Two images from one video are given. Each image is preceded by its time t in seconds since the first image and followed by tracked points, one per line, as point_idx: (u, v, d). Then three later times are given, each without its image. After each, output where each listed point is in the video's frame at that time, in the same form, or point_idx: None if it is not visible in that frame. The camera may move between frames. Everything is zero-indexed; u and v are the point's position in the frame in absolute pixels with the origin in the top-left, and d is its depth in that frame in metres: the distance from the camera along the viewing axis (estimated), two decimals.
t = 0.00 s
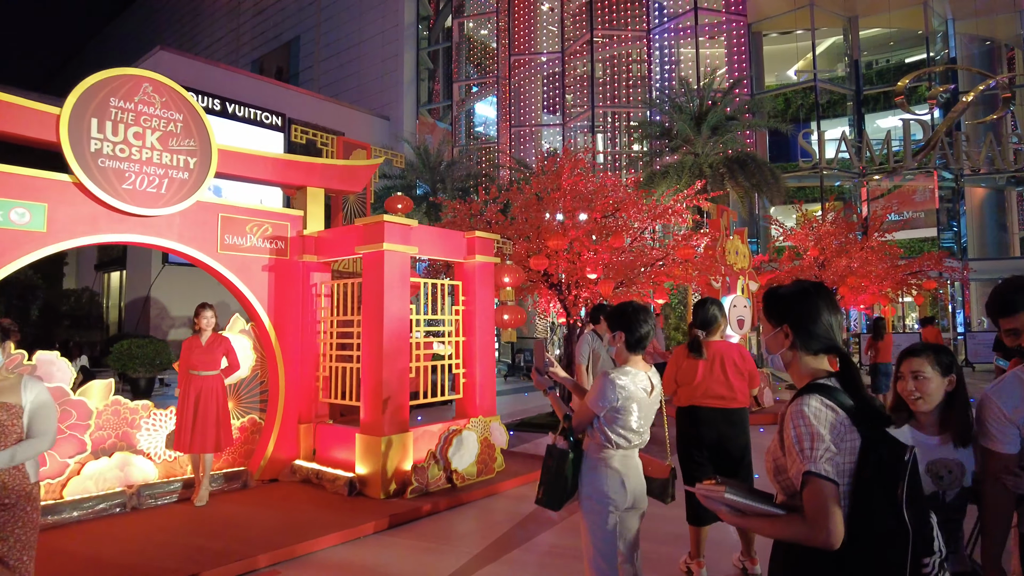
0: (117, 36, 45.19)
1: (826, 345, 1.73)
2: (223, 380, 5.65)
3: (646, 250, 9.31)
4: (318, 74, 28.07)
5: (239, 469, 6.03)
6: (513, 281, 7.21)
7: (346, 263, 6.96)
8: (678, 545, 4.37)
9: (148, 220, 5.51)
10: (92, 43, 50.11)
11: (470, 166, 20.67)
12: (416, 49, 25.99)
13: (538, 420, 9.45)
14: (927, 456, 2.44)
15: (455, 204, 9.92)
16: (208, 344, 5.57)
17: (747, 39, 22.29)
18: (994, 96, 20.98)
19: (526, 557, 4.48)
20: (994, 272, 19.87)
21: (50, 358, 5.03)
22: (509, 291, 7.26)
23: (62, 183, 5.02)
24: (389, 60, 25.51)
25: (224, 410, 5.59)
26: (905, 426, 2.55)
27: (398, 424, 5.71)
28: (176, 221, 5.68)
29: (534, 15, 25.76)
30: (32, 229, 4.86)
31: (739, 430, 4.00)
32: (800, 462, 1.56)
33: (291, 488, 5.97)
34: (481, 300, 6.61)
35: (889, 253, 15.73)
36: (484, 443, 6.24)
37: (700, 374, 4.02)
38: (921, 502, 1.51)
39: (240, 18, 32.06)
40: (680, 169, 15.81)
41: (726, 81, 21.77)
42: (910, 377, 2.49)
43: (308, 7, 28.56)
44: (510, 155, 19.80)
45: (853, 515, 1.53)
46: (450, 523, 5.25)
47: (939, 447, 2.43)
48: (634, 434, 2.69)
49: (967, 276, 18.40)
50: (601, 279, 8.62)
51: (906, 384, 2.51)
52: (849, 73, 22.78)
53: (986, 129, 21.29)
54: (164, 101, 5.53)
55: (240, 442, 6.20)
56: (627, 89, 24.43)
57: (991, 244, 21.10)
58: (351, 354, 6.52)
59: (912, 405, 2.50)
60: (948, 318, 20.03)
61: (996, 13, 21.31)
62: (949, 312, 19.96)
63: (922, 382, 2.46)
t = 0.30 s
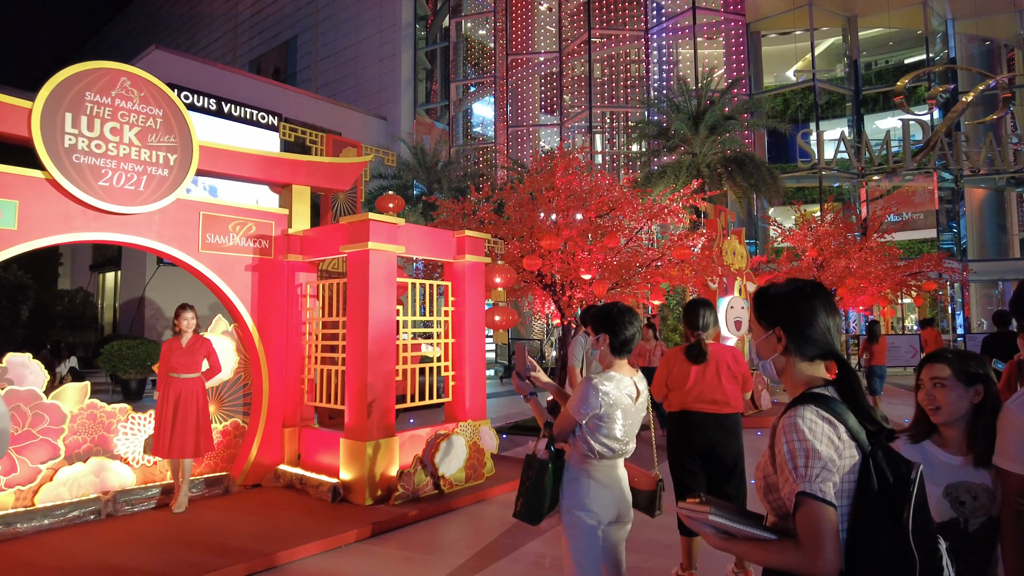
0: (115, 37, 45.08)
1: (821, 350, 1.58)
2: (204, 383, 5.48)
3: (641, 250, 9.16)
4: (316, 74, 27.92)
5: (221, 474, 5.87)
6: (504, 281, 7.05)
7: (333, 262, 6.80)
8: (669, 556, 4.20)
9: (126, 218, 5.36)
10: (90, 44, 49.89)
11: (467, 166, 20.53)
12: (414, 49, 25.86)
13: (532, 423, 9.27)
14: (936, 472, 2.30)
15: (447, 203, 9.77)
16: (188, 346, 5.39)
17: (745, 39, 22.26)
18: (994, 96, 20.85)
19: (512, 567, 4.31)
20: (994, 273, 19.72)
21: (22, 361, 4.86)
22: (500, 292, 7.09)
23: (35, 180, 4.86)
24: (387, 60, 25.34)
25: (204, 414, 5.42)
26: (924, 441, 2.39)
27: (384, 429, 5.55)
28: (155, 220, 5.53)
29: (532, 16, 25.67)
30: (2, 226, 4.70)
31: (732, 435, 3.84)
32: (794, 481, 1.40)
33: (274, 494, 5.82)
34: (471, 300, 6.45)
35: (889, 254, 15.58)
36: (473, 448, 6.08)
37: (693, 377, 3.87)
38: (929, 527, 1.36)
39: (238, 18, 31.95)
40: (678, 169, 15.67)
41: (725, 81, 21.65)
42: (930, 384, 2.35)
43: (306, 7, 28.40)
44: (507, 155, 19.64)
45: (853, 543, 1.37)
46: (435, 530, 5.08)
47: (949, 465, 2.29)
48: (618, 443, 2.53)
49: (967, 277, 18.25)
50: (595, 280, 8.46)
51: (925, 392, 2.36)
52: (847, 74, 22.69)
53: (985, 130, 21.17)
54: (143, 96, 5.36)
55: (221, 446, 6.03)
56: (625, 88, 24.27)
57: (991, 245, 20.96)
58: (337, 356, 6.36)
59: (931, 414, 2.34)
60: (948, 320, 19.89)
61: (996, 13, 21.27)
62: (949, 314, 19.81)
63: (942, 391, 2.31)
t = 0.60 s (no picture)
0: (109, 36, 44.89)
1: (820, 356, 1.45)
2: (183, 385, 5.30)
3: (636, 250, 9.01)
4: (312, 73, 27.73)
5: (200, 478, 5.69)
6: (495, 281, 6.88)
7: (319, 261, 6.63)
8: (661, 567, 4.04)
9: (101, 214, 5.18)
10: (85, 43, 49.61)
11: (461, 165, 20.38)
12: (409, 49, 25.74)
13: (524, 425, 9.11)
14: (978, 496, 2.12)
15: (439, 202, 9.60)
16: (165, 347, 5.20)
17: (742, 39, 22.12)
18: (991, 97, 20.76)
19: None
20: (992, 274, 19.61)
21: None
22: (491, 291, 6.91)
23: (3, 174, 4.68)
24: (382, 59, 25.15)
25: (182, 418, 5.23)
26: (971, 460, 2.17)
27: (368, 432, 5.38)
28: (131, 216, 5.35)
29: (528, 15, 25.52)
30: None
31: (725, 440, 3.71)
32: (788, 504, 1.27)
33: (255, 499, 5.65)
34: (460, 300, 6.28)
35: (886, 255, 15.45)
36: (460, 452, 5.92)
37: (689, 379, 3.71)
38: (943, 555, 1.22)
39: (234, 16, 31.72)
40: (674, 168, 15.54)
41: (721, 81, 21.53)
42: (981, 397, 2.12)
43: (302, 5, 28.19)
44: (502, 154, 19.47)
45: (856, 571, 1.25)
46: (419, 539, 4.90)
47: (998, 490, 2.10)
48: (603, 452, 2.36)
49: (964, 278, 18.14)
50: (588, 280, 8.30)
51: (978, 405, 2.14)
52: (845, 74, 22.59)
53: (982, 131, 21.09)
54: (119, 88, 5.17)
55: (201, 450, 5.85)
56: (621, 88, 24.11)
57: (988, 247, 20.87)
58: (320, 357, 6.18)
59: (980, 430, 2.12)
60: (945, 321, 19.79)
61: (994, 13, 21.01)
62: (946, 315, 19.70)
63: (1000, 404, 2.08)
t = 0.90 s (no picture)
0: (99, 35, 44.48)
1: (794, 362, 1.36)
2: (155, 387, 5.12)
3: (625, 249, 8.88)
4: (304, 72, 27.51)
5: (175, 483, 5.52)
6: (481, 281, 6.73)
7: (300, 260, 6.47)
8: None
9: (71, 211, 4.99)
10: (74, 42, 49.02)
11: (453, 164, 20.23)
12: (401, 48, 25.57)
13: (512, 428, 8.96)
14: (1019, 522, 1.68)
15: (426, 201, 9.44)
16: (137, 348, 5.03)
17: (735, 39, 22.11)
18: (983, 98, 20.79)
19: None
20: (984, 276, 19.59)
21: None
22: (477, 292, 6.76)
23: None
24: (375, 58, 24.96)
25: (155, 422, 5.06)
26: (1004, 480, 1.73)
27: (348, 436, 5.23)
28: (103, 212, 5.17)
29: (521, 15, 25.47)
30: None
31: (714, 446, 3.58)
32: (756, 535, 1.21)
33: (232, 504, 5.48)
34: (443, 301, 6.13)
35: (878, 255, 15.37)
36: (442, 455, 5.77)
37: (679, 383, 3.57)
38: None
39: (225, 15, 31.45)
40: (666, 168, 15.44)
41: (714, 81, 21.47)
42: None
43: (294, 4, 27.95)
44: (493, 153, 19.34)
45: None
46: (399, 546, 4.74)
47: None
48: (578, 461, 2.22)
49: (956, 279, 18.10)
50: (577, 280, 8.15)
51: None
52: (837, 74, 22.56)
53: (974, 131, 21.11)
54: (90, 80, 4.99)
55: (177, 454, 5.67)
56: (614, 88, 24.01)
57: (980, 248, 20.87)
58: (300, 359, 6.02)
59: None
60: (937, 322, 19.74)
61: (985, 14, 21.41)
62: (938, 316, 19.65)
63: None
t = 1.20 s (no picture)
0: (89, 35, 44.16)
1: (735, 371, 1.25)
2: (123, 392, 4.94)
3: (613, 250, 8.75)
4: (295, 73, 27.29)
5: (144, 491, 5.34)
6: (464, 282, 6.58)
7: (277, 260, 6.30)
8: None
9: (35, 209, 4.80)
10: (65, 42, 48.55)
11: (444, 165, 20.07)
12: (393, 48, 25.40)
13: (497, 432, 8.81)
14: None
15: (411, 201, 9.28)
16: (103, 351, 4.84)
17: (727, 40, 22.04)
18: (975, 99, 20.80)
19: None
20: (976, 277, 19.53)
21: None
22: (459, 292, 6.61)
23: None
24: (367, 59, 24.78)
25: (122, 428, 4.87)
26: None
27: (323, 443, 5.07)
28: (69, 210, 4.98)
29: (513, 16, 25.36)
30: None
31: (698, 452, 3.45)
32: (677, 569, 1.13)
33: (202, 512, 5.30)
34: (423, 302, 5.97)
35: (870, 256, 15.29)
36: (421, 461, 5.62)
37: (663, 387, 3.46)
38: None
39: (217, 15, 31.18)
40: (657, 169, 15.33)
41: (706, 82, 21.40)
42: None
43: (285, 4, 27.75)
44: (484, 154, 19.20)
45: None
46: (375, 556, 4.58)
47: None
48: (540, 472, 2.07)
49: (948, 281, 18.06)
50: (564, 281, 8.00)
51: None
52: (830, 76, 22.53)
53: (966, 133, 21.11)
54: (54, 74, 4.81)
55: (146, 460, 5.49)
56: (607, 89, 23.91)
57: (971, 249, 20.85)
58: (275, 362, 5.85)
59: None
60: (929, 324, 19.68)
61: (978, 16, 21.41)
62: (930, 317, 19.59)
63: None
